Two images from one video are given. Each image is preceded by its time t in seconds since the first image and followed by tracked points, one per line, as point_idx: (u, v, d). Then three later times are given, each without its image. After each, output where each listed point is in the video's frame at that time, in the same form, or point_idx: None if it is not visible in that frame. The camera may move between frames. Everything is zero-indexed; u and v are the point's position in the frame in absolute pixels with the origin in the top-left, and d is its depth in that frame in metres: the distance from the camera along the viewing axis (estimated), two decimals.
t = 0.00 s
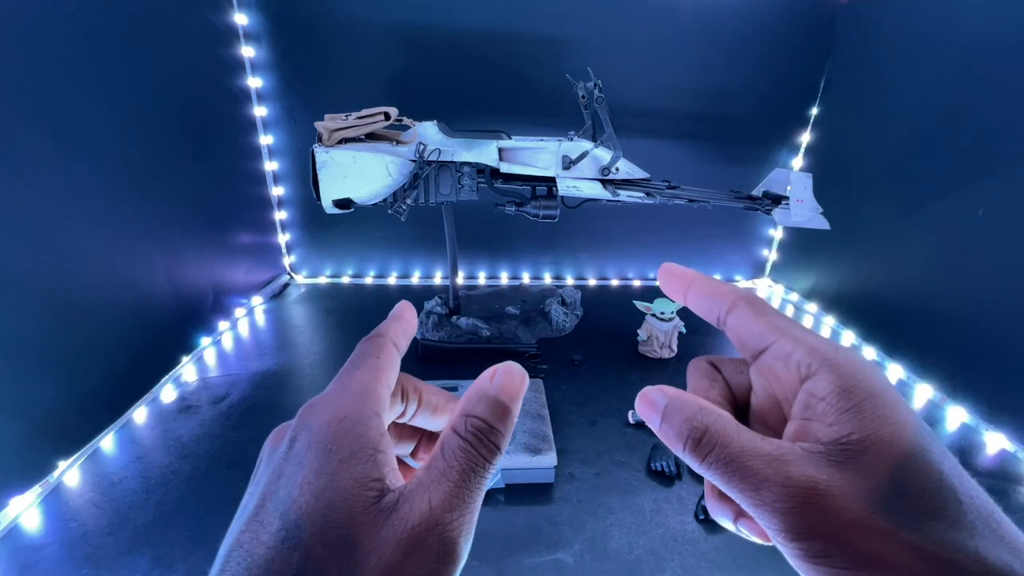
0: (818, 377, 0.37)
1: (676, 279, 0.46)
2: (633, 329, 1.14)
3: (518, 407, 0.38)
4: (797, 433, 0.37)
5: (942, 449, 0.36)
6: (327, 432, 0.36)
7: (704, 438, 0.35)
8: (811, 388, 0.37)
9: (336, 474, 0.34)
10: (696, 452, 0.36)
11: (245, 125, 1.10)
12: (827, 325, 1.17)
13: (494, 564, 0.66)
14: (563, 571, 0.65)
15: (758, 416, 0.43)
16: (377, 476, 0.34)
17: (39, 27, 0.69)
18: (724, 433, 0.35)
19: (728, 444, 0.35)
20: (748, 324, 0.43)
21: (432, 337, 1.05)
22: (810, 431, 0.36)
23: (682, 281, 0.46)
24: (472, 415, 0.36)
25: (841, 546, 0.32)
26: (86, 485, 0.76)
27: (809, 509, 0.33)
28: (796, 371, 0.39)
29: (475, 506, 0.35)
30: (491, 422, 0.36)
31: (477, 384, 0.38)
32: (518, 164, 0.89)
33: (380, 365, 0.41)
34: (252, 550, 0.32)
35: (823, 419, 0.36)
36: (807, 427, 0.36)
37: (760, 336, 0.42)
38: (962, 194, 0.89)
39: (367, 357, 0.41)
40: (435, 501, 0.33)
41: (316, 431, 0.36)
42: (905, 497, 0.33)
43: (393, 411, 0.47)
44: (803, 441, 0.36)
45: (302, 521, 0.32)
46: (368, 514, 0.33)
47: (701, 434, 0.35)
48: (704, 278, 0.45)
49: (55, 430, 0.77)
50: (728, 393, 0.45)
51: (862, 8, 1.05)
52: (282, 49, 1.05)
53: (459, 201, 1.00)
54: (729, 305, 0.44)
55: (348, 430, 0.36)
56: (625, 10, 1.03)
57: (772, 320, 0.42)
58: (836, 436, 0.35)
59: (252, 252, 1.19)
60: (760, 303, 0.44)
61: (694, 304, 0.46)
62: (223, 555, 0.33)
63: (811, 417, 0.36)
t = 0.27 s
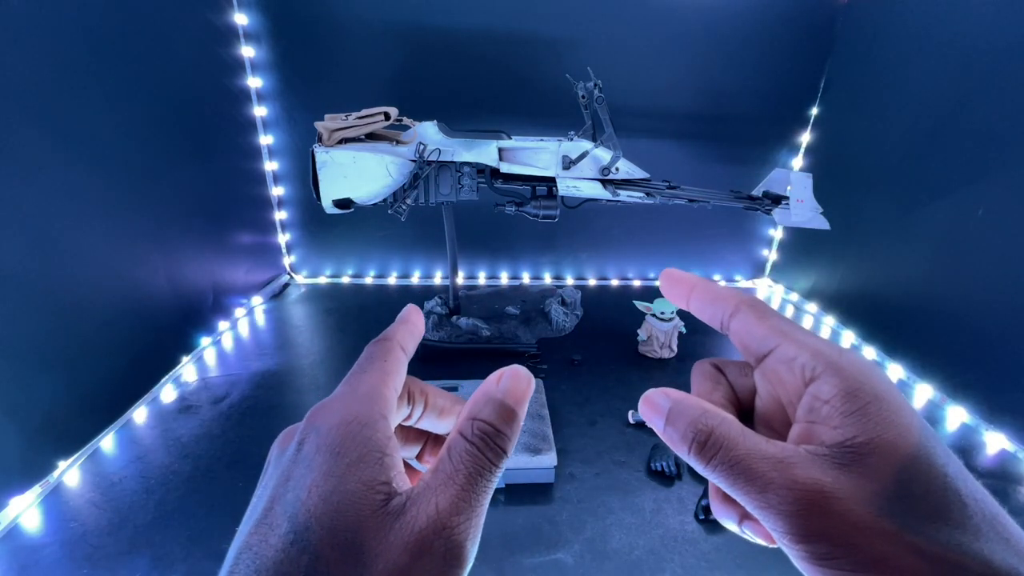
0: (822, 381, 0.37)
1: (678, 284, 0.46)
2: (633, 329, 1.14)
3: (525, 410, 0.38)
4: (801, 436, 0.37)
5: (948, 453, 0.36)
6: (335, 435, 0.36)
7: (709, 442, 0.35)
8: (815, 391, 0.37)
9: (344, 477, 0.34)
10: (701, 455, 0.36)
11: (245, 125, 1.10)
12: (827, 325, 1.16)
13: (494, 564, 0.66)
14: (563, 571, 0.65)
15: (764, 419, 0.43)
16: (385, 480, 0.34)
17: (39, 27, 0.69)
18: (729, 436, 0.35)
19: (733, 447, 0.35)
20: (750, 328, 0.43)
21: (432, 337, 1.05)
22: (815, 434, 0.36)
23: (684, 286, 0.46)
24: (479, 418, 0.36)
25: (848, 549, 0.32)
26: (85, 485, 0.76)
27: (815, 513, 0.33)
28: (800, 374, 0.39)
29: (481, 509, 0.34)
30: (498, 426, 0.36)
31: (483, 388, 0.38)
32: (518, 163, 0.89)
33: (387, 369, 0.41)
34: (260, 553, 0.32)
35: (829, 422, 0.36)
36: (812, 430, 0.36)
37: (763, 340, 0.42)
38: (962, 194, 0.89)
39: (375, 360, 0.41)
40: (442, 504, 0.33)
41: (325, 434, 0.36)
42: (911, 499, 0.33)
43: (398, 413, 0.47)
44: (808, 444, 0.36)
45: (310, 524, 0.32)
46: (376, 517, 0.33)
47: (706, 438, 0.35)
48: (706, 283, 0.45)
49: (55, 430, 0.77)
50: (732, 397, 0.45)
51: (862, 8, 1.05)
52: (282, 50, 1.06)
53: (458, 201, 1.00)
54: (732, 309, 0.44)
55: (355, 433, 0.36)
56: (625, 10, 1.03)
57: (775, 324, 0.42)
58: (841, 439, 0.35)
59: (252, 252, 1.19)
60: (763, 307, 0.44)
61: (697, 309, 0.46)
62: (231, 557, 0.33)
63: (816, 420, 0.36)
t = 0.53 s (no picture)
0: (820, 382, 0.37)
1: (674, 287, 0.46)
2: (633, 329, 1.14)
3: (519, 413, 0.38)
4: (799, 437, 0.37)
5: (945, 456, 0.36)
6: (329, 438, 0.36)
7: (707, 443, 0.35)
8: (813, 393, 0.37)
9: (338, 480, 0.34)
10: (699, 457, 0.36)
11: (245, 125, 1.10)
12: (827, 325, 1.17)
13: (494, 564, 0.66)
14: (563, 571, 0.65)
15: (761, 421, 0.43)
16: (378, 484, 0.34)
17: (39, 27, 0.69)
18: (727, 438, 0.35)
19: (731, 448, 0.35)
20: (749, 331, 0.43)
21: (432, 337, 1.05)
22: (813, 436, 0.36)
23: (682, 289, 0.46)
24: (473, 421, 0.36)
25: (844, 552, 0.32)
26: (85, 485, 0.76)
27: (813, 514, 0.32)
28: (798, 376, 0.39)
29: (475, 512, 0.34)
30: (493, 429, 0.36)
31: (478, 391, 0.38)
32: (518, 163, 0.89)
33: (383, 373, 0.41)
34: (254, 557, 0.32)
35: (826, 424, 0.36)
36: (810, 431, 0.36)
37: (762, 342, 0.42)
38: (962, 194, 0.89)
39: (371, 363, 0.41)
40: (436, 508, 0.33)
41: (318, 437, 0.36)
42: (908, 500, 0.33)
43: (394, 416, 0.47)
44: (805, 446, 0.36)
45: (304, 528, 0.32)
46: (370, 521, 0.33)
47: (704, 439, 0.35)
48: (703, 286, 0.45)
49: (55, 430, 0.76)
50: (730, 398, 0.45)
51: (862, 8, 1.05)
52: (282, 49, 1.05)
53: (458, 201, 1.00)
54: (730, 312, 0.44)
55: (349, 437, 0.36)
56: (625, 10, 1.03)
57: (773, 326, 0.42)
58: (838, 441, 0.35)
59: (252, 252, 1.19)
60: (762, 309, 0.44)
61: (695, 311, 0.46)
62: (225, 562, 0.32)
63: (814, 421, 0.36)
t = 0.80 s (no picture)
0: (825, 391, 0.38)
1: (676, 298, 0.46)
2: (633, 329, 1.14)
3: (519, 419, 0.38)
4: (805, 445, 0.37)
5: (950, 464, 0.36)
6: (328, 443, 0.36)
7: (714, 449, 0.35)
8: (817, 401, 0.38)
9: (336, 485, 0.34)
10: (706, 463, 0.36)
11: (245, 125, 1.10)
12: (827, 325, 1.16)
13: (494, 564, 0.66)
14: (563, 570, 0.65)
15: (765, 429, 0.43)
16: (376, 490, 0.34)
17: (39, 27, 0.69)
18: (732, 444, 0.35)
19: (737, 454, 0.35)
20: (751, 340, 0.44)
21: (432, 337, 1.05)
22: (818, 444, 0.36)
23: (682, 300, 0.46)
24: (472, 426, 0.36)
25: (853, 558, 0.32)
26: (86, 484, 0.76)
27: (821, 520, 0.32)
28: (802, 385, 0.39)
29: (473, 517, 0.34)
30: (493, 435, 0.36)
31: (478, 396, 0.38)
32: (518, 163, 0.89)
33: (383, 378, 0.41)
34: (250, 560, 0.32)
35: (832, 432, 0.36)
36: (816, 439, 0.37)
37: (765, 351, 0.43)
38: (962, 194, 0.89)
39: (372, 368, 0.41)
40: (433, 513, 0.33)
41: (317, 441, 0.36)
42: (916, 508, 0.33)
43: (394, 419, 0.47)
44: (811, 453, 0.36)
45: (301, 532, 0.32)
46: (367, 526, 0.32)
47: (711, 445, 0.35)
48: (703, 298, 0.45)
49: (55, 430, 0.76)
50: (733, 406, 0.45)
51: (862, 7, 1.05)
52: (282, 49, 1.05)
53: (458, 201, 1.00)
54: (732, 322, 0.44)
55: (348, 442, 0.36)
56: (625, 9, 1.03)
57: (776, 336, 0.43)
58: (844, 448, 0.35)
59: (252, 252, 1.19)
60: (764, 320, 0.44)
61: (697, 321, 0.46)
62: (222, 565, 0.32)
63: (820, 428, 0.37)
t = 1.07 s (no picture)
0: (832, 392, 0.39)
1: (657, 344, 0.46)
2: (633, 329, 1.14)
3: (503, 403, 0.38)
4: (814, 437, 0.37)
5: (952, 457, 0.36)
6: (313, 420, 0.36)
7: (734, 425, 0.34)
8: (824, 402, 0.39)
9: (318, 461, 0.34)
10: (723, 439, 0.34)
11: (245, 125, 1.10)
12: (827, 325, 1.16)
13: (494, 564, 0.66)
14: (563, 570, 0.65)
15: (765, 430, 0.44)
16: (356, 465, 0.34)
17: (39, 27, 0.69)
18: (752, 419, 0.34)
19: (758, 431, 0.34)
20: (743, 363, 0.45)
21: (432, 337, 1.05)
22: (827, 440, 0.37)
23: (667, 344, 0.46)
24: (457, 406, 0.36)
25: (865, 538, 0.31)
26: (85, 484, 0.76)
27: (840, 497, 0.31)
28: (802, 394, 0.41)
29: (453, 495, 0.34)
30: (478, 415, 0.36)
31: (463, 378, 0.38)
32: (518, 163, 0.89)
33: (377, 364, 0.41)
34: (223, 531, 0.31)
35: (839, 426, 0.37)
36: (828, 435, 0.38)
37: (762, 365, 0.44)
38: (962, 194, 0.89)
39: (370, 355, 0.41)
40: (413, 486, 0.33)
41: (299, 416, 0.36)
42: (926, 488, 0.33)
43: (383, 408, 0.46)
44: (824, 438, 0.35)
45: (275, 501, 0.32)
46: (345, 498, 0.32)
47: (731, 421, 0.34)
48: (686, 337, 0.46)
49: (55, 431, 0.76)
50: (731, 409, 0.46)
51: (862, 7, 1.05)
52: (282, 49, 1.06)
53: (458, 201, 1.00)
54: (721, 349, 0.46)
55: (331, 420, 0.36)
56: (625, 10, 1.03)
57: (769, 348, 0.44)
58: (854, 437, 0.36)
59: (252, 252, 1.19)
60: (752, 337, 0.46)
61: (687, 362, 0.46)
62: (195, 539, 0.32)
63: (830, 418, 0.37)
